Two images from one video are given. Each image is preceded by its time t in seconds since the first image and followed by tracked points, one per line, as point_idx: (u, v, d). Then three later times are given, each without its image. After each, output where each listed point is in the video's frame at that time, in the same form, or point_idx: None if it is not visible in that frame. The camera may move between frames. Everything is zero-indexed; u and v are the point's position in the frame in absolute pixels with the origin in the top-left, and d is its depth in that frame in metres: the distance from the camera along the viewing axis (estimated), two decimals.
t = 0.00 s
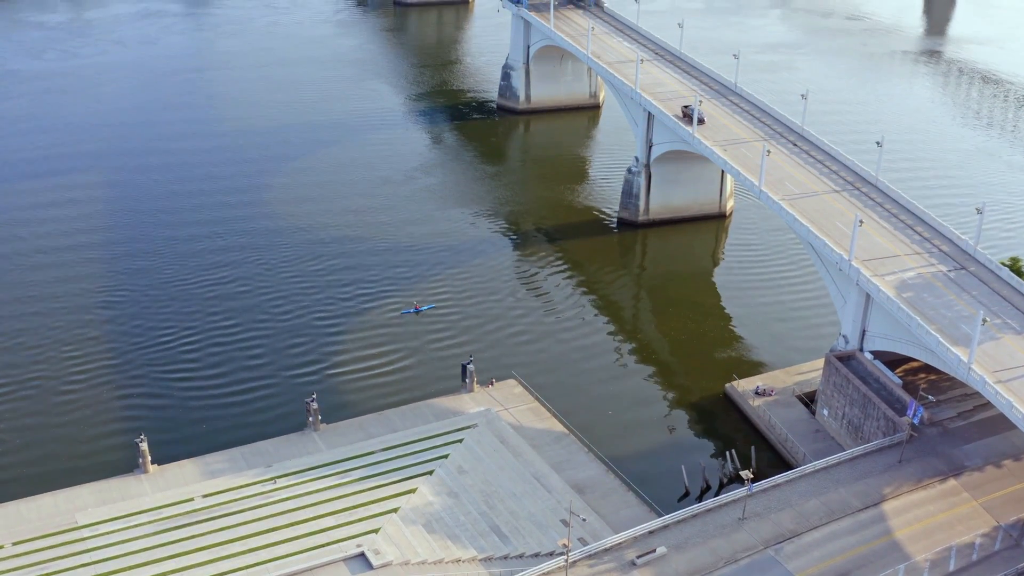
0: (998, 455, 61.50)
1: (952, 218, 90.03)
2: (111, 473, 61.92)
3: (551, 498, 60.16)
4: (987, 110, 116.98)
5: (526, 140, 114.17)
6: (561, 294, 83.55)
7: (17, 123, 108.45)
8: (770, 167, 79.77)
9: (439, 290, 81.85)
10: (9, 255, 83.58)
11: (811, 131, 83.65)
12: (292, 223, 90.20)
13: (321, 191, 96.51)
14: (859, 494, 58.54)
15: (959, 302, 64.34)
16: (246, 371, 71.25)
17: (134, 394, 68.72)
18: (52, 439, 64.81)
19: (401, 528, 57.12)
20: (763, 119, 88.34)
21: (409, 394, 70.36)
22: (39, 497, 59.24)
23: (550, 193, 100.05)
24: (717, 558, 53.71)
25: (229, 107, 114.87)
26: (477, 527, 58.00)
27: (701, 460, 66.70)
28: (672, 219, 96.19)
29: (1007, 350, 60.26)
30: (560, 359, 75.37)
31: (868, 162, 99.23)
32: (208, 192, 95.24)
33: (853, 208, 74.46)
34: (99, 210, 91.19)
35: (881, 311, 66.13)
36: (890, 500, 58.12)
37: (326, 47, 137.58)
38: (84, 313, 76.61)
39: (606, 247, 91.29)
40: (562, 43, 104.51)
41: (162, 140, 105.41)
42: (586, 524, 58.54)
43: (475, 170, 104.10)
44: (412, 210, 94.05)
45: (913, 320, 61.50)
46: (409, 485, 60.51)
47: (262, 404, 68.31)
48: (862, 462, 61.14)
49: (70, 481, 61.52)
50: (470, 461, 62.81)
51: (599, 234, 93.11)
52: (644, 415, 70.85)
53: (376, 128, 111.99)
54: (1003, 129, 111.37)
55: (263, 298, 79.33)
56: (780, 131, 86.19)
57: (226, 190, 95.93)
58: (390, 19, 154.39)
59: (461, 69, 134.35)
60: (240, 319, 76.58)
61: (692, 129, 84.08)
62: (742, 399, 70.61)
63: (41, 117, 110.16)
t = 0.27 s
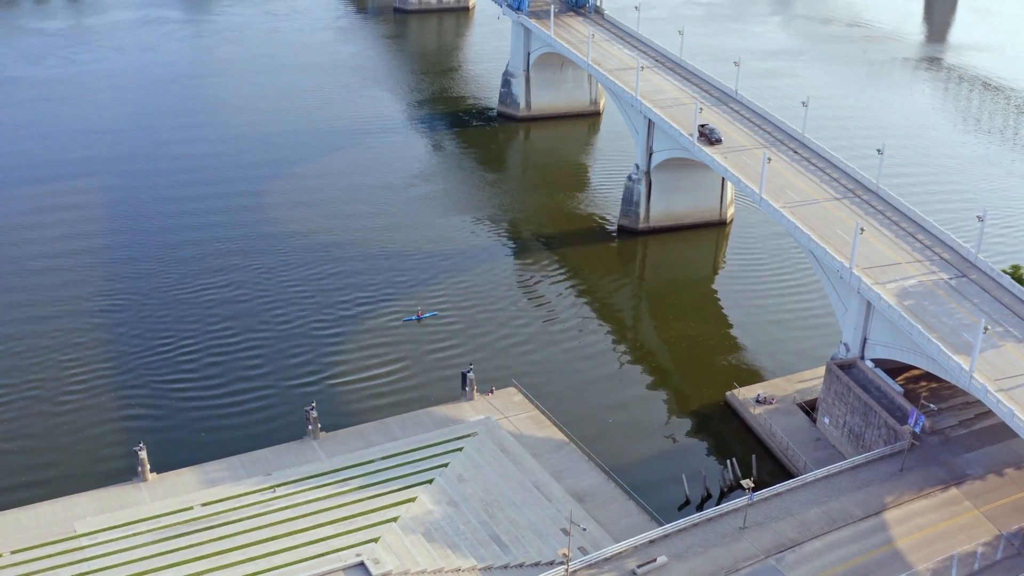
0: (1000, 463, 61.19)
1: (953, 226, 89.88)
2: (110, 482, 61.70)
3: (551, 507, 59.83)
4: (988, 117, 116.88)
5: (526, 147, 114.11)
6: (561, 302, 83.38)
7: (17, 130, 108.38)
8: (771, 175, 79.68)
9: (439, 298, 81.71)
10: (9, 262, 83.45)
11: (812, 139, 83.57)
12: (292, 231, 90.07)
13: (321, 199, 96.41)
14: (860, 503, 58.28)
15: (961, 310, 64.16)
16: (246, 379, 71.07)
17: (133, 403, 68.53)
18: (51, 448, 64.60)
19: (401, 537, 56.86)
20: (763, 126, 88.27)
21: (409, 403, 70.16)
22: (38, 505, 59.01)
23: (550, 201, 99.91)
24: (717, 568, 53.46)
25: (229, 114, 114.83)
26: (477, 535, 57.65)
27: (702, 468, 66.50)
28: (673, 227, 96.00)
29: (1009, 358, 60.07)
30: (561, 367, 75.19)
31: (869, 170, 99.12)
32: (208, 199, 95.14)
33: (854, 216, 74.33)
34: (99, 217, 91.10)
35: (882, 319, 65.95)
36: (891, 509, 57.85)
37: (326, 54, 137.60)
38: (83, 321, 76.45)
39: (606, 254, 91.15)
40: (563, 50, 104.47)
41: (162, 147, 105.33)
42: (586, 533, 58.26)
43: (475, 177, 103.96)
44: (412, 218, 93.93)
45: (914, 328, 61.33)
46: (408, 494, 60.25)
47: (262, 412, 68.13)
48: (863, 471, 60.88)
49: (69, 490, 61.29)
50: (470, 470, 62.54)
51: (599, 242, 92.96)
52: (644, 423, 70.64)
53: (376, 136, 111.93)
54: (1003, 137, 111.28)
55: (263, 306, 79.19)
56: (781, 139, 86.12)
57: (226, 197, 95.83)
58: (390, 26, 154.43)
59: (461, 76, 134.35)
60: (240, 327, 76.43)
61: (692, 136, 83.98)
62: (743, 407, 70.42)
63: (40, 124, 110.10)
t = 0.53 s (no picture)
0: (1001, 471, 60.89)
1: (954, 232, 89.78)
2: (109, 489, 61.51)
3: (552, 514, 59.41)
4: (988, 123, 116.82)
5: (526, 153, 114.09)
6: (560, 309, 83.24)
7: (16, 136, 108.32)
8: (771, 181, 79.57)
9: (439, 305, 81.57)
10: (7, 269, 83.28)
11: (812, 145, 83.48)
12: (291, 237, 89.94)
13: (321, 205, 96.32)
14: (861, 511, 58.00)
15: (961, 317, 64.02)
16: (245, 387, 70.89)
17: (132, 410, 68.35)
18: (49, 455, 64.39)
19: (400, 545, 56.59)
20: (763, 133, 88.20)
21: (409, 410, 69.99)
22: (37, 512, 58.80)
23: (550, 207, 99.78)
24: None
25: (228, 120, 114.80)
26: (477, 543, 57.16)
27: (702, 475, 66.31)
28: (673, 233, 95.83)
29: (1010, 365, 59.89)
30: (561, 375, 75.02)
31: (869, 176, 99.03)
32: (207, 206, 95.05)
33: (855, 223, 74.19)
34: (98, 224, 90.98)
35: (883, 327, 65.79)
36: (892, 517, 57.57)
37: (326, 60, 137.59)
38: (82, 328, 76.29)
39: (606, 261, 91.03)
40: (563, 56, 104.43)
41: (161, 153, 105.23)
42: (586, 540, 57.97)
43: (475, 184, 103.85)
44: (411, 224, 93.81)
45: (916, 335, 61.16)
46: (408, 502, 59.99)
47: (261, 420, 67.95)
48: (864, 478, 60.61)
49: (68, 497, 61.08)
50: (469, 477, 62.29)
51: (599, 248, 92.83)
52: (645, 431, 70.44)
53: (376, 142, 111.89)
54: (1004, 142, 111.20)
55: (262, 313, 79.05)
56: (781, 145, 86.05)
57: (225, 203, 95.74)
58: (390, 32, 154.48)
59: (461, 82, 134.32)
60: (240, 334, 76.29)
61: (693, 143, 83.85)
62: (743, 414, 70.26)
63: (40, 130, 110.02)
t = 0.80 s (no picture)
0: (1003, 480, 60.56)
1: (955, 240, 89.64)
2: (108, 497, 61.29)
3: (552, 523, 59.12)
4: (989, 130, 116.71)
5: (526, 160, 114.00)
6: (561, 316, 83.11)
7: (16, 143, 108.25)
8: (772, 189, 79.44)
9: (439, 312, 81.43)
10: (7, 277, 83.15)
11: (813, 153, 83.40)
12: (291, 245, 89.81)
13: (321, 212, 96.22)
14: (863, 519, 57.72)
15: (963, 325, 63.86)
16: (245, 395, 70.72)
17: (131, 418, 68.16)
18: (48, 463, 64.17)
19: (400, 554, 56.34)
20: (764, 140, 88.12)
21: (409, 418, 69.79)
22: (36, 520, 58.57)
23: (550, 215, 99.64)
24: None
25: (229, 127, 114.75)
26: (477, 552, 56.89)
27: (703, 484, 66.06)
28: (674, 241, 95.66)
29: (1012, 373, 59.71)
30: (561, 383, 74.86)
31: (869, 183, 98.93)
32: (207, 213, 94.96)
33: (855, 230, 74.08)
34: (98, 231, 90.88)
35: (884, 335, 65.60)
36: (894, 525, 57.26)
37: (326, 68, 137.60)
38: (82, 336, 76.14)
39: (607, 269, 90.90)
40: (563, 63, 104.37)
41: (161, 160, 105.15)
42: (586, 549, 57.65)
43: (475, 191, 103.72)
44: (412, 231, 93.71)
45: (917, 343, 61.00)
46: (408, 511, 59.75)
47: (260, 428, 67.74)
48: (865, 487, 60.34)
49: (66, 505, 60.84)
50: (469, 486, 62.03)
51: (600, 256, 92.71)
52: (645, 439, 70.20)
53: (377, 149, 111.83)
54: (1005, 150, 111.13)
55: (262, 321, 78.91)
56: (782, 152, 85.98)
57: (225, 210, 95.66)
58: (390, 39, 154.52)
59: (461, 89, 134.32)
60: (239, 342, 76.12)
61: (693, 150, 83.77)
62: (744, 422, 70.06)
63: (40, 137, 109.95)
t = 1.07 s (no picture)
0: (1004, 487, 60.26)
1: (956, 246, 89.51)
2: (107, 505, 61.08)
3: (552, 531, 58.86)
4: (989, 136, 116.61)
5: (527, 167, 113.93)
6: (561, 323, 82.96)
7: (16, 149, 108.20)
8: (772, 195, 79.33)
9: (439, 319, 81.27)
10: (6, 284, 83.03)
11: (813, 159, 83.32)
12: (291, 251, 89.68)
13: (321, 218, 96.12)
14: (864, 527, 57.47)
15: (964, 332, 63.70)
16: (244, 402, 70.54)
17: (130, 425, 67.97)
18: (47, 471, 63.97)
19: (399, 563, 56.12)
20: (764, 146, 88.04)
21: (408, 426, 69.61)
22: (34, 528, 58.36)
23: (550, 221, 99.52)
24: None
25: (228, 133, 114.69)
26: (476, 560, 56.63)
27: (704, 492, 65.84)
28: (674, 247, 95.52)
29: (1013, 381, 59.53)
30: (561, 390, 74.69)
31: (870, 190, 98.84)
32: (207, 219, 94.86)
33: (856, 237, 73.97)
34: (97, 238, 90.75)
35: (885, 342, 65.45)
36: (895, 533, 56.99)
37: (326, 73, 137.59)
38: (81, 343, 76.00)
39: (607, 275, 90.78)
40: (563, 70, 104.28)
41: (160, 166, 105.02)
42: (587, 557, 57.39)
43: (475, 198, 103.60)
44: (411, 238, 93.60)
45: (917, 350, 60.84)
46: (407, 518, 59.53)
47: (260, 436, 67.55)
48: (866, 494, 60.10)
49: (65, 513, 60.63)
50: (469, 493, 61.81)
51: (600, 262, 92.59)
52: (646, 447, 70.01)
53: (377, 155, 111.76)
54: (1005, 156, 111.06)
55: (261, 327, 78.77)
56: (782, 159, 85.88)
57: (225, 217, 95.58)
58: (390, 45, 154.53)
59: (461, 95, 134.31)
60: (239, 349, 75.96)
61: (693, 157, 83.65)
62: (744, 430, 69.90)
63: (39, 143, 109.88)
